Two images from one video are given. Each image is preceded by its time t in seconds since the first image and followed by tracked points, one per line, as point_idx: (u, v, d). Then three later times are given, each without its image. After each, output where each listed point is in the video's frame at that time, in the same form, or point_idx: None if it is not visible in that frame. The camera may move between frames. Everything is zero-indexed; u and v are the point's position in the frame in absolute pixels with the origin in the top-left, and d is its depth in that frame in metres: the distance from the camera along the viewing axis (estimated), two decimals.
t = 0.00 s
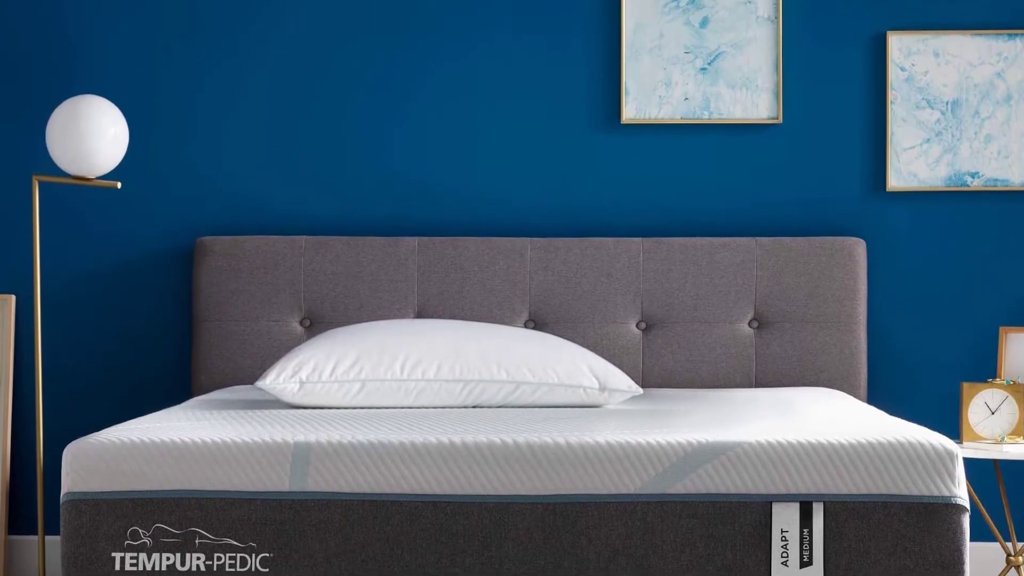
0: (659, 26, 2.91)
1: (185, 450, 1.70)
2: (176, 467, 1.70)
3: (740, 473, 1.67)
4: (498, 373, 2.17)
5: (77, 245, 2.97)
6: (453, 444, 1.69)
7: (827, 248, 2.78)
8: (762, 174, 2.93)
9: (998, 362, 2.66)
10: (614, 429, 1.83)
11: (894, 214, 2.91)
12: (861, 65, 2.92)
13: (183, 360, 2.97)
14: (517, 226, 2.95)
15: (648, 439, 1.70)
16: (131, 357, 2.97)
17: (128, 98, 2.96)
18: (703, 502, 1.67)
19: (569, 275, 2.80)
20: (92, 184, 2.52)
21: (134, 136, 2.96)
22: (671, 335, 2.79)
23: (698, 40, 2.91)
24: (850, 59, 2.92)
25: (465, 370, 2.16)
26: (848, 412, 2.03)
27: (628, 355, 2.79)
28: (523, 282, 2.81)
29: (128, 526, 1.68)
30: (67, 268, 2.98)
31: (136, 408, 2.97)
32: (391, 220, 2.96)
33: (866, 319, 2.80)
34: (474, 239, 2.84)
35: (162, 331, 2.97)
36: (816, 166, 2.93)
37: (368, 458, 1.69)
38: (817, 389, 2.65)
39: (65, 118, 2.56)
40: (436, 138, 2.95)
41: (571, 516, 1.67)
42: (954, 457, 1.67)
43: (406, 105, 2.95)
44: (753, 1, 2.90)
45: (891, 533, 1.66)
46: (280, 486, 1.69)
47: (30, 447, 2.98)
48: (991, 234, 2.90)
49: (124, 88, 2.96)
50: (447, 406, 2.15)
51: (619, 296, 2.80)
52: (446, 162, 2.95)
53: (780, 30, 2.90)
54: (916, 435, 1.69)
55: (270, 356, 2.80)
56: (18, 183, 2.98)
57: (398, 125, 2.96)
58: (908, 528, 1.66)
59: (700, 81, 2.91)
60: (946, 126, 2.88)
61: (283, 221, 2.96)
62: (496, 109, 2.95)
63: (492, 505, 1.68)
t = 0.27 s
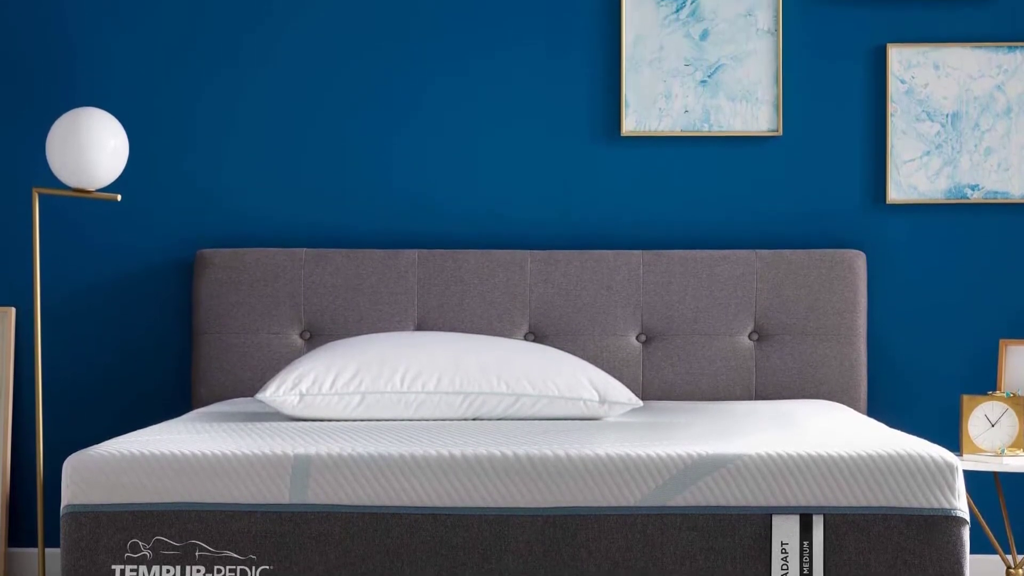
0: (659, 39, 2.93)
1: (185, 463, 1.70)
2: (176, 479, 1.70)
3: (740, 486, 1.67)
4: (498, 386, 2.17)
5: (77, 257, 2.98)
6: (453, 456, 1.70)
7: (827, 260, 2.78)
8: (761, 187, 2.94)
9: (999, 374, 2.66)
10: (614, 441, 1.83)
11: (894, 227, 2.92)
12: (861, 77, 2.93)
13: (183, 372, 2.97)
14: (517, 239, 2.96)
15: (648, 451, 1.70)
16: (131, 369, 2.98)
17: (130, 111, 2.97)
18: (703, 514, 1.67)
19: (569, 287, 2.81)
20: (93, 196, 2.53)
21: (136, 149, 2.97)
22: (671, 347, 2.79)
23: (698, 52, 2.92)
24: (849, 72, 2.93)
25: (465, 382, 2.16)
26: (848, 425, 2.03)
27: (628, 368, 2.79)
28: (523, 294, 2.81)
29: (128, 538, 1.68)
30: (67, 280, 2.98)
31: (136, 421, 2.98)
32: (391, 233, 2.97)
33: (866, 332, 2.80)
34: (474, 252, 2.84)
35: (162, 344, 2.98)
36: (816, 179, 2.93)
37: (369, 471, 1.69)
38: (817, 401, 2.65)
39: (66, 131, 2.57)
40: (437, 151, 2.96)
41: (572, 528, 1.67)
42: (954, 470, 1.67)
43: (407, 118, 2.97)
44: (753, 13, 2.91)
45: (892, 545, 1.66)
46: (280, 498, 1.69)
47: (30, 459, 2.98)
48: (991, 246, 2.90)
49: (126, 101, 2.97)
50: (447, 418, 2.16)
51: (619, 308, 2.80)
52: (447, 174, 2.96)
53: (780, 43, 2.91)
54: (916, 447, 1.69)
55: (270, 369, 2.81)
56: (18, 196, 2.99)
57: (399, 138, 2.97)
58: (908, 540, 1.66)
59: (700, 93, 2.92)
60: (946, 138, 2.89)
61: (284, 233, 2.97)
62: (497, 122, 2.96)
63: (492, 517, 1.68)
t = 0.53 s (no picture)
0: (659, 51, 2.94)
1: (185, 474, 1.71)
2: (176, 491, 1.70)
3: (740, 498, 1.67)
4: (498, 398, 2.17)
5: (77, 269, 2.98)
6: (453, 468, 1.70)
7: (827, 272, 2.78)
8: (761, 199, 2.94)
9: (999, 385, 2.66)
10: (614, 453, 1.83)
11: (893, 238, 2.93)
12: (861, 89, 2.94)
13: (183, 384, 2.97)
14: (518, 251, 2.96)
15: (647, 463, 1.71)
16: (131, 381, 2.98)
17: (131, 122, 2.98)
18: (703, 526, 1.67)
19: (569, 299, 2.81)
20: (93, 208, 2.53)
21: (137, 160, 2.98)
22: (671, 359, 2.79)
23: (698, 64, 2.93)
24: (848, 84, 2.94)
25: (465, 394, 2.17)
26: (848, 436, 2.04)
27: (628, 379, 2.79)
28: (523, 306, 2.82)
29: (128, 550, 1.69)
30: (67, 292, 2.99)
31: (136, 432, 2.98)
32: (392, 244, 2.97)
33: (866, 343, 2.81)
34: (474, 263, 2.85)
35: (162, 355, 2.98)
36: (815, 190, 2.94)
37: (369, 483, 1.69)
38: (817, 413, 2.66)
39: (66, 143, 2.58)
40: (437, 163, 2.97)
41: (572, 540, 1.67)
42: (954, 481, 1.67)
43: (407, 130, 2.97)
44: (753, 25, 2.93)
45: (891, 557, 1.66)
46: (280, 510, 1.69)
47: (30, 471, 2.98)
48: (991, 257, 2.91)
49: (127, 113, 2.98)
50: (447, 430, 2.16)
51: (619, 320, 2.80)
52: (447, 186, 2.97)
53: (780, 55, 2.92)
54: (915, 459, 1.69)
55: (270, 381, 2.81)
56: (18, 208, 3.00)
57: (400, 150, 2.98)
58: (908, 552, 1.66)
59: (700, 105, 2.93)
60: (946, 150, 2.90)
61: (284, 245, 2.98)
62: (497, 134, 2.97)
63: (492, 529, 1.68)
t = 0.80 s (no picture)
0: (660, 62, 2.95)
1: (185, 485, 1.71)
2: (176, 502, 1.70)
3: (740, 509, 1.67)
4: (498, 409, 2.17)
5: (78, 280, 2.99)
6: (453, 479, 1.70)
7: (827, 282, 2.79)
8: (760, 210, 2.95)
9: (998, 396, 2.66)
10: (613, 464, 1.83)
11: (893, 249, 2.93)
12: (860, 99, 2.95)
13: (183, 395, 2.98)
14: (518, 261, 2.97)
15: (647, 474, 1.71)
16: (131, 392, 2.98)
17: (133, 134, 2.99)
18: (703, 537, 1.67)
19: (569, 310, 2.81)
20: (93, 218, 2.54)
21: (138, 171, 2.99)
22: (671, 370, 2.79)
23: (698, 75, 2.94)
24: (847, 95, 2.95)
25: (465, 405, 2.17)
26: (847, 447, 2.04)
27: (628, 391, 2.79)
28: (523, 316, 2.82)
29: (128, 561, 1.68)
30: (67, 303, 2.99)
31: (136, 443, 2.98)
32: (392, 255, 2.98)
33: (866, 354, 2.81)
34: (474, 274, 2.85)
35: (162, 366, 2.98)
36: (814, 201, 2.95)
37: (369, 493, 1.69)
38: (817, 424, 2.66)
39: (66, 155, 2.59)
40: (438, 174, 2.98)
41: (572, 550, 1.67)
42: (954, 492, 1.67)
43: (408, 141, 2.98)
44: (753, 36, 2.94)
45: (891, 568, 1.66)
46: (280, 521, 1.69)
47: (30, 482, 2.98)
48: (991, 269, 2.91)
49: (128, 124, 2.99)
50: (447, 440, 2.16)
51: (619, 331, 2.81)
52: (448, 197, 2.98)
53: (780, 65, 2.93)
54: (915, 470, 1.69)
55: (270, 392, 2.81)
56: (18, 219, 3.00)
57: (400, 161, 2.98)
58: (908, 563, 1.66)
59: (701, 116, 2.94)
60: (946, 161, 2.91)
61: (285, 256, 2.98)
62: (497, 145, 2.98)
63: (492, 540, 1.68)
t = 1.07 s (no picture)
0: (660, 72, 2.96)
1: (185, 495, 1.71)
2: (176, 512, 1.70)
3: (739, 519, 1.67)
4: (498, 418, 2.17)
5: (78, 290, 3.00)
6: (453, 488, 1.70)
7: (827, 292, 2.79)
8: (760, 219, 2.96)
9: (999, 406, 2.66)
10: (613, 474, 1.83)
11: (893, 259, 2.93)
12: (860, 109, 2.96)
13: (183, 405, 2.98)
14: (518, 271, 2.97)
15: (647, 484, 1.71)
16: (131, 402, 2.99)
17: (134, 144, 3.00)
18: (703, 547, 1.67)
19: (569, 320, 2.82)
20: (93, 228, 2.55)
21: (139, 181, 3.00)
22: (671, 380, 2.80)
23: (698, 85, 2.95)
24: (847, 105, 2.96)
25: (465, 415, 2.17)
26: (847, 457, 2.04)
27: (628, 401, 2.79)
28: (523, 326, 2.82)
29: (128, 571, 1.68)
30: (68, 313, 3.00)
31: (136, 453, 2.98)
32: (392, 265, 2.98)
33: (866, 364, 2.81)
34: (474, 284, 2.86)
35: (162, 376, 2.99)
36: (814, 211, 2.95)
37: (369, 503, 1.69)
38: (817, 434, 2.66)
39: (66, 164, 2.60)
40: (438, 184, 2.99)
41: (571, 560, 1.68)
42: (954, 502, 1.67)
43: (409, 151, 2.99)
44: (753, 46, 2.94)
45: None
46: (280, 531, 1.69)
47: (30, 492, 2.98)
48: (991, 279, 2.92)
49: (129, 134, 3.00)
50: (447, 450, 2.16)
51: (619, 341, 2.81)
52: (448, 208, 2.99)
53: (780, 76, 2.94)
54: (915, 480, 1.69)
55: (270, 402, 2.82)
56: (19, 229, 3.01)
57: (401, 171, 2.99)
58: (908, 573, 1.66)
59: (701, 126, 2.95)
60: (946, 171, 2.91)
61: (285, 266, 2.99)
62: (497, 155, 2.99)
63: (492, 550, 1.68)
